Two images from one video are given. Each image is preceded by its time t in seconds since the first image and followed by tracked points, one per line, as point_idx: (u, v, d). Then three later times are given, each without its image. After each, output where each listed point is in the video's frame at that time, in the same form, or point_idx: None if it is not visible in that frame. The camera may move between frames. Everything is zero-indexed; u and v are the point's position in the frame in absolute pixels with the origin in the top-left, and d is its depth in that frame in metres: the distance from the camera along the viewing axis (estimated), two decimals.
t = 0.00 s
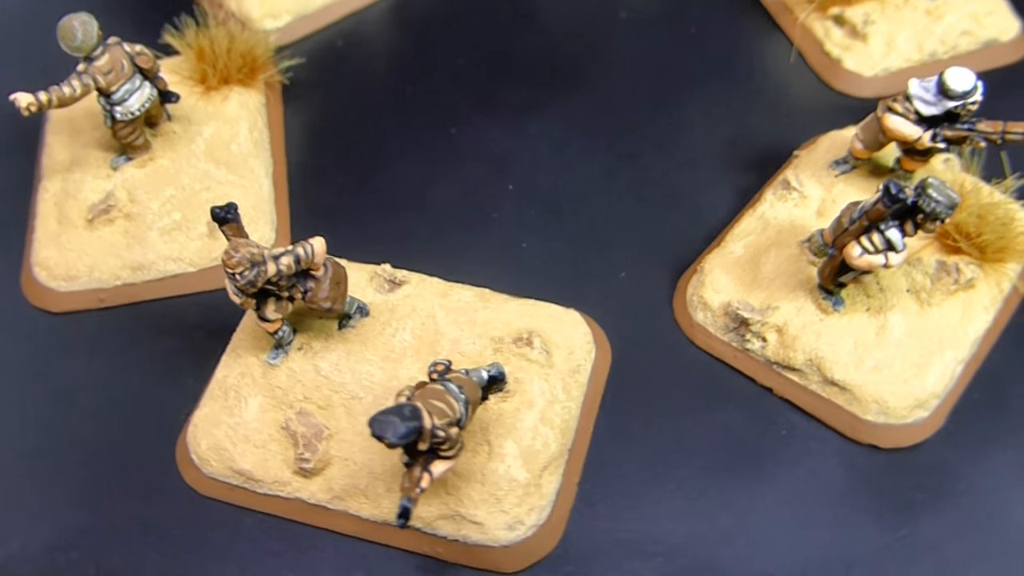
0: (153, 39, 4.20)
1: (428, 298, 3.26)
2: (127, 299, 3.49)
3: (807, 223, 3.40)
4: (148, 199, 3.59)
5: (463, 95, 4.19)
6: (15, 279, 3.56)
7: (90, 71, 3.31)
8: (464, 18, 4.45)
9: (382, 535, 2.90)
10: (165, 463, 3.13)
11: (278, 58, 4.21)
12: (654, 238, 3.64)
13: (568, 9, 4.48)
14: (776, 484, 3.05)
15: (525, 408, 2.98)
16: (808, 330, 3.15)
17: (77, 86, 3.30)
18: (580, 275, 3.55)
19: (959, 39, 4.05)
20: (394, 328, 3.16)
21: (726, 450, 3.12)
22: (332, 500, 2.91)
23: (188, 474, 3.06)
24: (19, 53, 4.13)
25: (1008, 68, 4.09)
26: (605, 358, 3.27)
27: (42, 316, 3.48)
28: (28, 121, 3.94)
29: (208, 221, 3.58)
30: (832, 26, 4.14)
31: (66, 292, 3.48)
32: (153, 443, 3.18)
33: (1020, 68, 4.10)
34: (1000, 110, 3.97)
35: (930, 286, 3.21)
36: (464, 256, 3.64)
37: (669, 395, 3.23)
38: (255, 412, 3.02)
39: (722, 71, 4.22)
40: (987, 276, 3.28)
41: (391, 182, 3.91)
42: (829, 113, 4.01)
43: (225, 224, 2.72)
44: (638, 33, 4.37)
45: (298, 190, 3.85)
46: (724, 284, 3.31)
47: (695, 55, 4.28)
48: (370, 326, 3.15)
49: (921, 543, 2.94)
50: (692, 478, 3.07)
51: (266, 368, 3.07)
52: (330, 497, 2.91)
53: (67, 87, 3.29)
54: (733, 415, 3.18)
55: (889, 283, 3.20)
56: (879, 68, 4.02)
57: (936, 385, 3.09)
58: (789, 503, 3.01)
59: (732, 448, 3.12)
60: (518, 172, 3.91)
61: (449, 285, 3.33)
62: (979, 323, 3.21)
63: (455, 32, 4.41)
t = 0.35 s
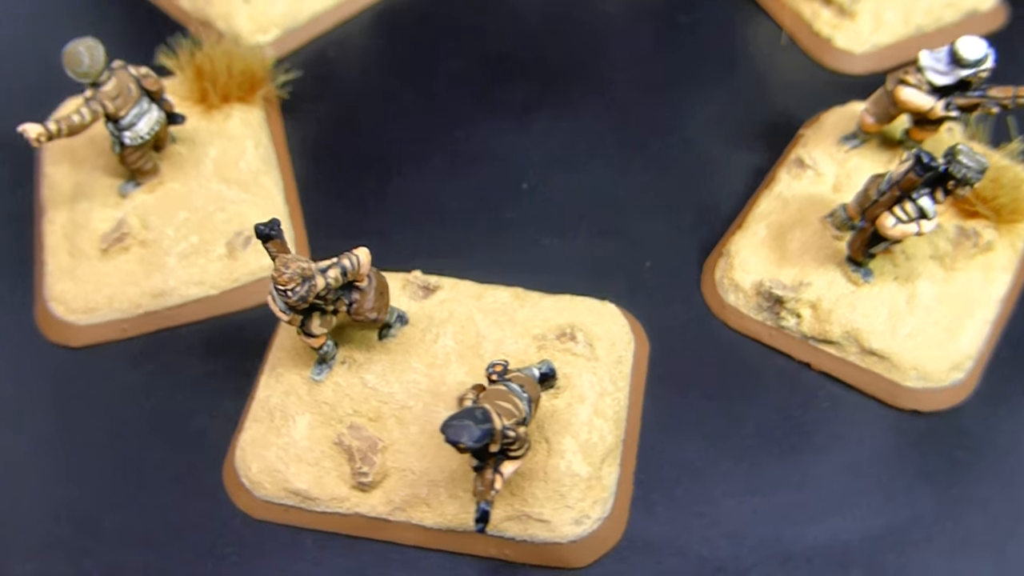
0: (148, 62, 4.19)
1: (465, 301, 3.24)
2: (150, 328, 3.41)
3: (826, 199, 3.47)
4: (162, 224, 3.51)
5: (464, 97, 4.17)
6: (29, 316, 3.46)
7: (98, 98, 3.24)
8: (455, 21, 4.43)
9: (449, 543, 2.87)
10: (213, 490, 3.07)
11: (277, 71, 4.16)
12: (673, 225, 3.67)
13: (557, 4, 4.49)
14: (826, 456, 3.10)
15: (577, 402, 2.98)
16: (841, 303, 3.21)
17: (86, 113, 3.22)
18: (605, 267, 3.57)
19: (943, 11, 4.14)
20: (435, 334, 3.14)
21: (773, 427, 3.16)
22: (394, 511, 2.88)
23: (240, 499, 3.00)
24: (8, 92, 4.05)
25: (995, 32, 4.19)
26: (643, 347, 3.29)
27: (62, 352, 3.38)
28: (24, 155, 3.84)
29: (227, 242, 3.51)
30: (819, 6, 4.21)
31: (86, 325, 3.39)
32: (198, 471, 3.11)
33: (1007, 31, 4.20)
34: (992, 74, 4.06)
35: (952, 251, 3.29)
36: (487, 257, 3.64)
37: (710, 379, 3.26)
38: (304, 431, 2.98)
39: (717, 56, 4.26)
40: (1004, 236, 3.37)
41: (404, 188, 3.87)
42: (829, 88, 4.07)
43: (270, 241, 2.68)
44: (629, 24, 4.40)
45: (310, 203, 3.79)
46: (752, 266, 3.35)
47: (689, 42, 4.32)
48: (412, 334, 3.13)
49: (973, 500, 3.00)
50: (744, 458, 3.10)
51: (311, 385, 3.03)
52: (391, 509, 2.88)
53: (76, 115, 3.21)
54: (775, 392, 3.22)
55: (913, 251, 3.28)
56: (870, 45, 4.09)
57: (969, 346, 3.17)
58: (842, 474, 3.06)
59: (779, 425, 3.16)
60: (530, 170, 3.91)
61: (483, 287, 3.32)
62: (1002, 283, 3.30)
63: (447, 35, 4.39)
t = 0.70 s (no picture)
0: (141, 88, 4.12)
1: (501, 302, 3.24)
2: (179, 355, 3.34)
3: (839, 175, 3.55)
4: (180, 249, 3.44)
5: (463, 100, 4.16)
6: (51, 354, 3.37)
7: (110, 124, 3.16)
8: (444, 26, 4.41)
9: (515, 544, 2.87)
10: (267, 512, 3.02)
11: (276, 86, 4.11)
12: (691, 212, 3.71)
13: None
14: (869, 425, 3.16)
15: (627, 394, 3.00)
16: (869, 275, 3.28)
17: (100, 141, 3.14)
18: (629, 260, 3.61)
19: None
20: (477, 337, 3.13)
21: (815, 402, 3.21)
22: (458, 518, 2.86)
23: (297, 520, 2.96)
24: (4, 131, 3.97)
25: None
26: (679, 334, 3.32)
27: (90, 387, 3.30)
28: (27, 191, 3.75)
29: (248, 261, 3.45)
30: None
31: (113, 358, 3.31)
32: (248, 495, 3.07)
33: None
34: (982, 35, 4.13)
35: (968, 216, 3.39)
36: (511, 260, 3.65)
37: (747, 360, 3.31)
38: (357, 445, 2.94)
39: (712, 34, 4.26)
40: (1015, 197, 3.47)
41: (417, 194, 3.85)
42: (826, 59, 4.08)
43: (318, 255, 2.63)
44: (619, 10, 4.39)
45: (324, 217, 3.75)
46: (777, 245, 3.41)
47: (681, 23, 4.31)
48: (454, 339, 3.12)
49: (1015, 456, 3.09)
50: (791, 434, 3.15)
51: (360, 399, 2.99)
52: (455, 516, 2.86)
53: (91, 143, 3.13)
54: (812, 368, 3.28)
55: (932, 219, 3.37)
56: (857, 23, 4.08)
57: (995, 306, 3.26)
58: (886, 441, 3.13)
59: (820, 399, 3.22)
60: (542, 167, 3.91)
61: (517, 286, 3.32)
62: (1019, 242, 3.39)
63: (437, 39, 4.37)
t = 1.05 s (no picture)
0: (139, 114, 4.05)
1: (537, 301, 3.25)
2: (212, 379, 3.27)
3: (849, 152, 3.62)
4: (202, 271, 3.37)
5: (465, 104, 4.15)
6: (78, 390, 3.27)
7: (128, 149, 3.08)
8: (435, 30, 4.39)
9: (582, 540, 2.87)
10: (324, 532, 2.98)
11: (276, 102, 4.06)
12: (705, 199, 3.76)
13: None
14: (908, 393, 3.23)
15: (675, 382, 3.03)
16: (892, 246, 3.36)
17: (119, 166, 3.06)
18: (652, 250, 3.64)
19: None
20: (518, 337, 3.13)
21: (852, 375, 3.27)
22: (523, 519, 2.85)
23: (358, 536, 2.92)
24: None
25: None
26: (712, 319, 3.36)
27: (124, 420, 3.22)
28: (33, 226, 3.65)
29: (274, 280, 3.40)
30: None
31: (145, 388, 3.23)
32: (302, 515, 3.01)
33: None
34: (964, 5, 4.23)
35: (978, 183, 3.48)
36: (534, 259, 3.65)
37: (782, 339, 3.36)
38: (414, 455, 2.91)
39: (703, 21, 4.31)
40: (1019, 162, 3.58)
41: (432, 202, 3.84)
42: (818, 39, 4.16)
43: (371, 267, 2.60)
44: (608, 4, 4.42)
45: (341, 231, 3.73)
46: (799, 224, 3.47)
47: (671, 12, 4.35)
48: (497, 341, 3.11)
49: None
50: (833, 408, 3.20)
51: (411, 408, 2.97)
52: (519, 517, 2.85)
53: (110, 169, 3.04)
54: (846, 341, 3.34)
55: (945, 188, 3.45)
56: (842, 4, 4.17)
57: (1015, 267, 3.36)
58: (926, 407, 3.20)
59: (857, 371, 3.28)
60: (553, 165, 3.92)
61: (551, 284, 3.32)
62: None
63: (431, 44, 4.35)
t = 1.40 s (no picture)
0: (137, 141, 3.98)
1: (572, 296, 3.25)
2: (248, 401, 3.21)
3: (855, 129, 3.70)
4: (226, 291, 3.31)
5: (466, 105, 4.13)
6: (112, 424, 3.20)
7: (150, 172, 3.01)
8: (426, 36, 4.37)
9: (645, 530, 2.88)
10: (383, 544, 2.95)
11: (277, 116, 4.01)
12: (716, 185, 3.80)
13: None
14: (937, 361, 3.30)
15: (718, 367, 3.07)
16: (909, 218, 3.43)
17: (142, 191, 2.98)
18: (671, 239, 3.68)
19: None
20: (558, 334, 3.12)
21: (882, 347, 3.34)
22: (584, 514, 2.86)
23: (419, 545, 2.90)
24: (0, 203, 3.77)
25: None
26: (740, 302, 3.41)
27: (162, 450, 3.15)
28: (41, 260, 3.56)
29: (301, 295, 3.35)
30: None
31: (181, 416, 3.17)
32: (358, 530, 2.98)
33: None
34: None
35: (983, 152, 3.58)
36: (555, 256, 3.66)
37: (810, 318, 3.41)
38: (469, 460, 2.89)
39: (692, 8, 4.34)
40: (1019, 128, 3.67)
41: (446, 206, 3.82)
42: (807, 20, 4.22)
43: (423, 272, 2.55)
44: None
45: (359, 240, 3.67)
46: (816, 203, 3.53)
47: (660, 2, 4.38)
48: (538, 340, 3.10)
49: None
50: (868, 381, 3.26)
51: (462, 413, 2.95)
52: (581, 512, 2.86)
53: (134, 194, 2.96)
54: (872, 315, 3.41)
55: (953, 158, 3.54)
56: None
57: None
58: (956, 373, 3.27)
59: (886, 343, 3.35)
60: (563, 161, 3.94)
61: (582, 278, 3.33)
62: None
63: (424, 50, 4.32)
